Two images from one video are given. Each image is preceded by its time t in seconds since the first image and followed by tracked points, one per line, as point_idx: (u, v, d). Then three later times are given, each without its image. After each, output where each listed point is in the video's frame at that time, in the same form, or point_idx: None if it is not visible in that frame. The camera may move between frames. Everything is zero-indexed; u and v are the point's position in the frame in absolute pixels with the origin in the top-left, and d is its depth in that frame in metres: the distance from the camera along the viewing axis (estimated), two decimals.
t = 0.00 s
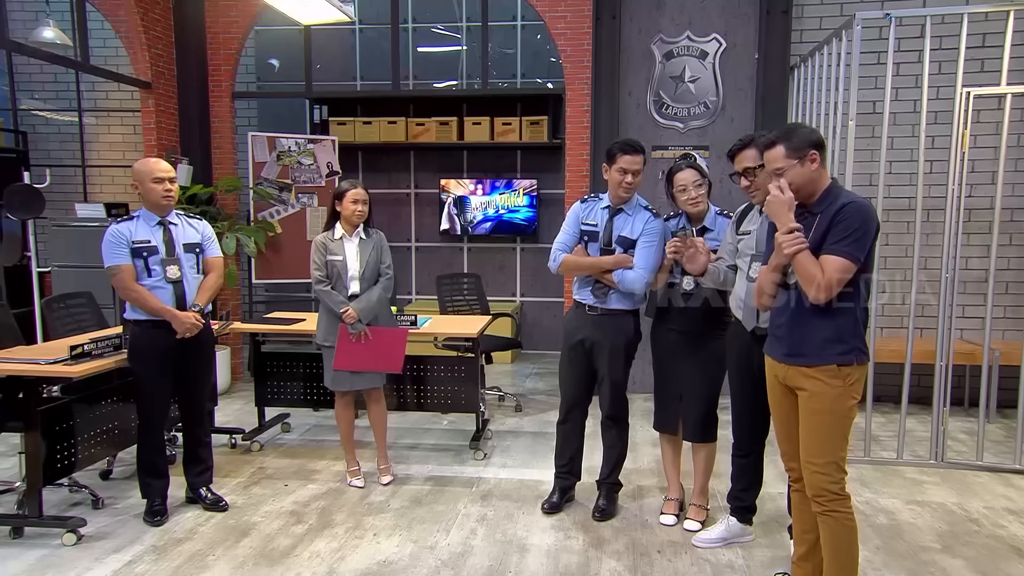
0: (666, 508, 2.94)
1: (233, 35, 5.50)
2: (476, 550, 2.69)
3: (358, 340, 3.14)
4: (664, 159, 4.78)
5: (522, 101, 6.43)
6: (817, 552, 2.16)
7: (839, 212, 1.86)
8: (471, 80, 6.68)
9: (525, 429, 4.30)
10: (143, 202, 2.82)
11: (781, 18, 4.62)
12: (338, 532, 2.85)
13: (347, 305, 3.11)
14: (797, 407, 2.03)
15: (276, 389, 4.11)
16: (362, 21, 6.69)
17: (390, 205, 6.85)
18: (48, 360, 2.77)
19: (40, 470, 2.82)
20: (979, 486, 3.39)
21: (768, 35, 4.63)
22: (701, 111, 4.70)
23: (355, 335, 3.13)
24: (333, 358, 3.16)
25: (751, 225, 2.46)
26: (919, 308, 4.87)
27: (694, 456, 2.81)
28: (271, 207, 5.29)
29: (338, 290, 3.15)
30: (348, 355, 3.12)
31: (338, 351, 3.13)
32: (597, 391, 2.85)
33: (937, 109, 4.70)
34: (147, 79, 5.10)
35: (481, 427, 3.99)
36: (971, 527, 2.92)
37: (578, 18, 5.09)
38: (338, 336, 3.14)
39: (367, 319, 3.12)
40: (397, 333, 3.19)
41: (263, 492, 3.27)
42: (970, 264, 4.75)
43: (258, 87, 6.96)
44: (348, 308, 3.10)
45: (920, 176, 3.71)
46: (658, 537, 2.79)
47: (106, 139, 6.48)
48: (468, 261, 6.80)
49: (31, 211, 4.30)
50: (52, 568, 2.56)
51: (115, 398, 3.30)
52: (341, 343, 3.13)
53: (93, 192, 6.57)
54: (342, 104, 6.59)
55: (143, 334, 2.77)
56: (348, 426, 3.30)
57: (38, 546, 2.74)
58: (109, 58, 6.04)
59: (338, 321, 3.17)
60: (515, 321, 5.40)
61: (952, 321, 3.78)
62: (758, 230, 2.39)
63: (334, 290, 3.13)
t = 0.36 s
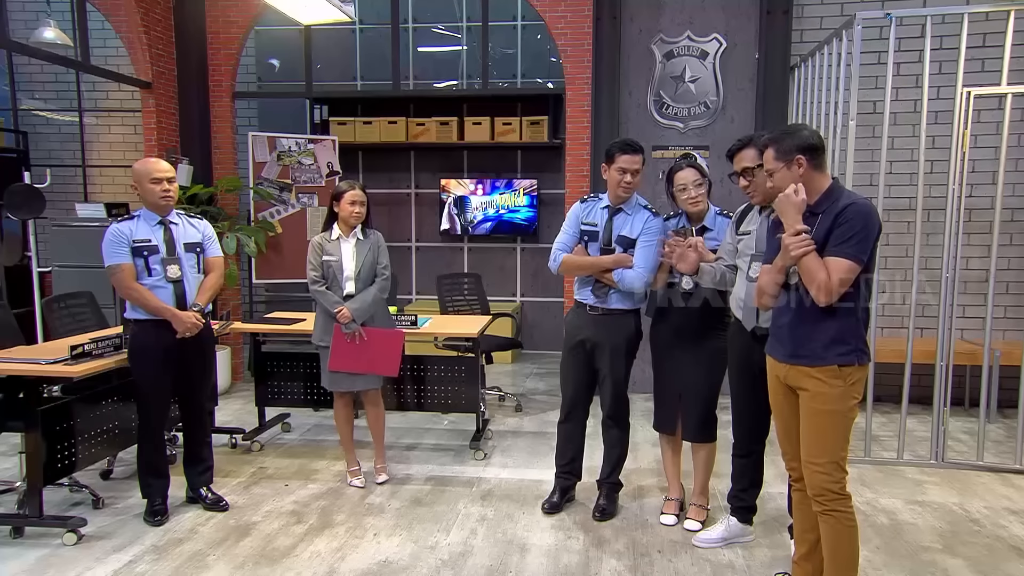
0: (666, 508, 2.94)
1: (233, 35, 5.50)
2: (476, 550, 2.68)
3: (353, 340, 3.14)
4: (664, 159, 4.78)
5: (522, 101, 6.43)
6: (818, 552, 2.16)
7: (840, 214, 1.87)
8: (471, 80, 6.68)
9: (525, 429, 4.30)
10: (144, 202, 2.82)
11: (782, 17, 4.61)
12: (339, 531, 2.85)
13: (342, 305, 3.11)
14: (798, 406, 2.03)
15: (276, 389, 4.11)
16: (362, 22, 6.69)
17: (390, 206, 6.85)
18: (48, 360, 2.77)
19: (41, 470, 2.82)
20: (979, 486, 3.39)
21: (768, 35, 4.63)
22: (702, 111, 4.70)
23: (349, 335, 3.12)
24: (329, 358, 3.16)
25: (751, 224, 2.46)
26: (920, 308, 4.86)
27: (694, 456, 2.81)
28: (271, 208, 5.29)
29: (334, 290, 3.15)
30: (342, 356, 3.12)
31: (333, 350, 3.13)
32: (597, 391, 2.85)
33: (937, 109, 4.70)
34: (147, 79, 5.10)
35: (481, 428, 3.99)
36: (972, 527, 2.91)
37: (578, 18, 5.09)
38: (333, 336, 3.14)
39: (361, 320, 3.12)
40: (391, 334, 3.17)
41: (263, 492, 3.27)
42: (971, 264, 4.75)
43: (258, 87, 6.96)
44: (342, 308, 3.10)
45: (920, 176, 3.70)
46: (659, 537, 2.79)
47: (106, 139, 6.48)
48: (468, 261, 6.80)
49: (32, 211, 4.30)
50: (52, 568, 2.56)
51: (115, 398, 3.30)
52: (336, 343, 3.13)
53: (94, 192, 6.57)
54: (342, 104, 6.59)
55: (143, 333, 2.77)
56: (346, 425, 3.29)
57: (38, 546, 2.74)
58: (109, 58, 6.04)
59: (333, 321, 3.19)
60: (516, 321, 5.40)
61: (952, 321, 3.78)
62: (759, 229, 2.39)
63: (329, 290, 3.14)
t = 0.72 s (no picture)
0: (666, 508, 2.94)
1: (233, 34, 5.50)
2: (476, 550, 2.68)
3: (356, 340, 3.13)
4: (665, 159, 4.78)
5: (523, 101, 6.43)
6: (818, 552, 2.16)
7: (839, 214, 1.86)
8: (471, 80, 6.68)
9: (525, 429, 4.30)
10: (144, 202, 2.82)
11: (782, 17, 4.61)
12: (339, 531, 2.85)
13: (344, 305, 3.11)
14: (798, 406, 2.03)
15: (276, 388, 4.11)
16: (362, 21, 6.69)
17: (390, 206, 6.85)
18: (48, 360, 2.77)
19: (40, 470, 2.82)
20: (979, 486, 3.39)
21: (769, 35, 4.62)
22: (702, 111, 4.70)
23: (352, 335, 3.12)
24: (331, 358, 3.16)
25: (751, 223, 2.46)
26: (920, 308, 4.86)
27: (694, 456, 2.81)
28: (271, 207, 5.29)
29: (336, 290, 3.15)
30: (345, 355, 3.12)
31: (335, 350, 3.12)
32: (597, 391, 2.85)
33: (937, 109, 4.70)
34: (147, 79, 5.10)
35: (481, 427, 3.99)
36: (972, 527, 2.91)
37: (578, 17, 5.09)
38: (335, 336, 3.14)
39: (364, 319, 3.12)
40: (393, 334, 3.18)
41: (263, 492, 3.28)
42: (971, 265, 4.75)
43: (258, 87, 6.96)
44: (345, 308, 3.10)
45: (920, 176, 3.70)
46: (658, 537, 2.79)
47: (107, 139, 6.49)
48: (468, 261, 6.80)
49: (32, 210, 4.31)
50: (52, 568, 2.56)
51: (116, 397, 3.30)
52: (338, 343, 3.12)
53: (93, 192, 6.58)
54: (342, 103, 6.59)
55: (143, 333, 2.77)
56: (347, 425, 3.29)
57: (38, 546, 2.74)
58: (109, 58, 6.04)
59: (335, 320, 3.18)
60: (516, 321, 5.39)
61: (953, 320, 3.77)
62: (758, 228, 2.40)
63: (331, 290, 3.13)
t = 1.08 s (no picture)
0: (666, 507, 2.95)
1: (233, 33, 5.49)
2: (476, 549, 2.69)
3: (359, 339, 3.13)
4: (665, 157, 4.77)
5: (523, 99, 6.43)
6: (817, 550, 2.16)
7: (839, 212, 1.86)
8: (471, 78, 6.68)
9: (526, 427, 4.30)
10: (145, 200, 2.82)
11: (783, 15, 4.60)
12: (339, 530, 2.85)
13: (348, 303, 3.11)
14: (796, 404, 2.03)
15: (276, 387, 4.11)
16: (362, 20, 6.68)
17: (390, 204, 6.85)
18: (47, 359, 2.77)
19: (40, 468, 2.82)
20: (979, 485, 3.39)
21: (769, 33, 4.62)
22: (702, 109, 4.70)
23: (355, 333, 3.12)
24: (334, 356, 3.16)
25: (749, 221, 2.47)
26: (919, 307, 4.86)
27: (694, 454, 2.81)
28: (271, 206, 5.30)
29: (339, 288, 3.15)
30: (348, 354, 3.12)
31: (338, 348, 3.12)
32: (596, 389, 2.85)
33: (938, 108, 4.70)
34: (147, 77, 5.10)
35: (481, 426, 3.99)
36: (972, 526, 2.91)
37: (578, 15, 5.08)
38: (339, 335, 3.14)
39: (367, 318, 3.12)
40: (397, 331, 3.18)
41: (263, 490, 3.28)
42: (971, 263, 4.75)
43: (258, 85, 6.94)
44: (348, 306, 3.10)
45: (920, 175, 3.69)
46: (658, 535, 2.79)
47: (106, 138, 6.48)
48: (468, 260, 6.80)
49: (32, 209, 4.31)
50: (52, 566, 2.56)
51: (116, 396, 3.30)
52: (341, 341, 3.12)
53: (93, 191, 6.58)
54: (342, 102, 6.58)
55: (143, 331, 2.77)
56: (348, 424, 3.29)
57: (39, 544, 2.74)
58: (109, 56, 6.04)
59: (339, 319, 3.18)
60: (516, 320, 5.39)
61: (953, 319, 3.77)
62: (756, 226, 2.41)
63: (334, 288, 3.13)
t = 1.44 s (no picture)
0: (666, 506, 2.95)
1: (233, 32, 5.48)
2: (476, 548, 2.69)
3: (364, 337, 3.14)
4: (665, 157, 4.77)
5: (522, 99, 6.43)
6: (816, 550, 2.17)
7: (838, 212, 1.86)
8: (471, 78, 6.68)
9: (526, 427, 4.30)
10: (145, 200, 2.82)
11: (783, 14, 4.59)
12: (339, 529, 2.85)
13: (352, 301, 3.11)
14: (796, 404, 2.03)
15: (277, 387, 4.11)
16: (361, 19, 6.67)
17: (390, 204, 6.85)
18: (48, 358, 2.77)
19: (40, 468, 2.83)
20: (979, 484, 3.39)
21: (769, 33, 4.61)
22: (702, 109, 4.70)
23: (360, 332, 3.12)
24: (338, 355, 3.16)
25: (748, 221, 2.46)
26: (920, 306, 4.86)
27: (693, 454, 2.81)
28: (271, 205, 5.30)
29: (343, 287, 3.15)
30: (353, 352, 3.13)
31: (343, 347, 3.12)
32: (596, 389, 2.85)
33: (938, 108, 4.70)
34: (147, 77, 5.10)
35: (481, 425, 3.99)
36: (972, 525, 2.91)
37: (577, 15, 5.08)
38: (344, 333, 3.14)
39: (371, 316, 3.12)
40: (402, 329, 3.18)
41: (263, 490, 3.28)
42: (971, 263, 4.75)
43: (258, 85, 6.93)
44: (353, 305, 3.09)
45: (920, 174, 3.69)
46: (658, 535, 2.79)
47: (107, 138, 6.48)
48: (468, 259, 6.80)
49: (32, 209, 4.31)
50: (53, 566, 2.56)
51: (116, 395, 3.31)
52: (347, 339, 3.13)
53: (93, 190, 6.59)
54: (342, 102, 6.58)
55: (143, 331, 2.77)
56: (350, 423, 3.29)
57: (39, 544, 2.74)
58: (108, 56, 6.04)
59: (344, 318, 3.18)
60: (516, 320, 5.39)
61: (953, 319, 3.77)
62: (756, 226, 2.41)
63: (339, 287, 3.14)
